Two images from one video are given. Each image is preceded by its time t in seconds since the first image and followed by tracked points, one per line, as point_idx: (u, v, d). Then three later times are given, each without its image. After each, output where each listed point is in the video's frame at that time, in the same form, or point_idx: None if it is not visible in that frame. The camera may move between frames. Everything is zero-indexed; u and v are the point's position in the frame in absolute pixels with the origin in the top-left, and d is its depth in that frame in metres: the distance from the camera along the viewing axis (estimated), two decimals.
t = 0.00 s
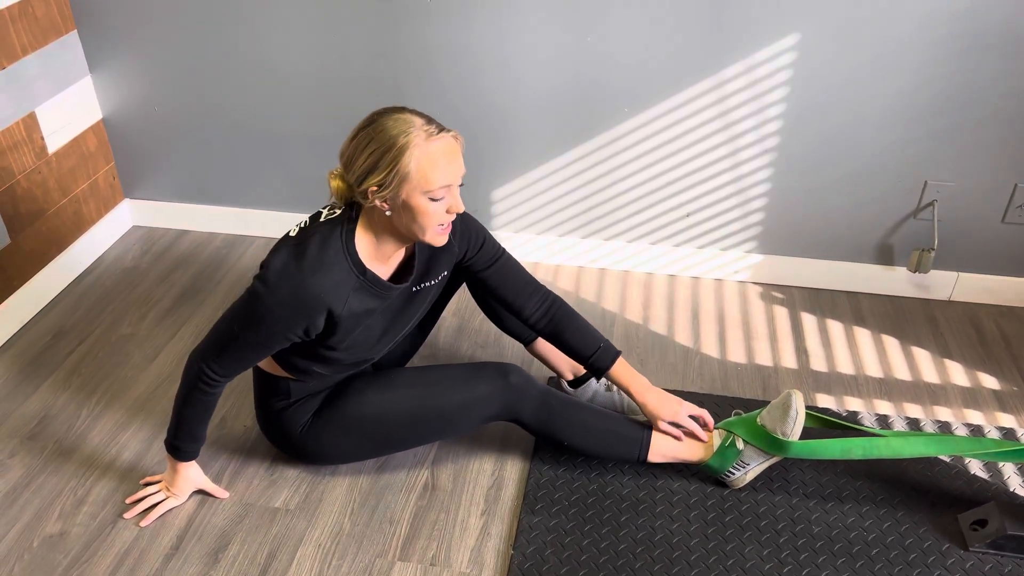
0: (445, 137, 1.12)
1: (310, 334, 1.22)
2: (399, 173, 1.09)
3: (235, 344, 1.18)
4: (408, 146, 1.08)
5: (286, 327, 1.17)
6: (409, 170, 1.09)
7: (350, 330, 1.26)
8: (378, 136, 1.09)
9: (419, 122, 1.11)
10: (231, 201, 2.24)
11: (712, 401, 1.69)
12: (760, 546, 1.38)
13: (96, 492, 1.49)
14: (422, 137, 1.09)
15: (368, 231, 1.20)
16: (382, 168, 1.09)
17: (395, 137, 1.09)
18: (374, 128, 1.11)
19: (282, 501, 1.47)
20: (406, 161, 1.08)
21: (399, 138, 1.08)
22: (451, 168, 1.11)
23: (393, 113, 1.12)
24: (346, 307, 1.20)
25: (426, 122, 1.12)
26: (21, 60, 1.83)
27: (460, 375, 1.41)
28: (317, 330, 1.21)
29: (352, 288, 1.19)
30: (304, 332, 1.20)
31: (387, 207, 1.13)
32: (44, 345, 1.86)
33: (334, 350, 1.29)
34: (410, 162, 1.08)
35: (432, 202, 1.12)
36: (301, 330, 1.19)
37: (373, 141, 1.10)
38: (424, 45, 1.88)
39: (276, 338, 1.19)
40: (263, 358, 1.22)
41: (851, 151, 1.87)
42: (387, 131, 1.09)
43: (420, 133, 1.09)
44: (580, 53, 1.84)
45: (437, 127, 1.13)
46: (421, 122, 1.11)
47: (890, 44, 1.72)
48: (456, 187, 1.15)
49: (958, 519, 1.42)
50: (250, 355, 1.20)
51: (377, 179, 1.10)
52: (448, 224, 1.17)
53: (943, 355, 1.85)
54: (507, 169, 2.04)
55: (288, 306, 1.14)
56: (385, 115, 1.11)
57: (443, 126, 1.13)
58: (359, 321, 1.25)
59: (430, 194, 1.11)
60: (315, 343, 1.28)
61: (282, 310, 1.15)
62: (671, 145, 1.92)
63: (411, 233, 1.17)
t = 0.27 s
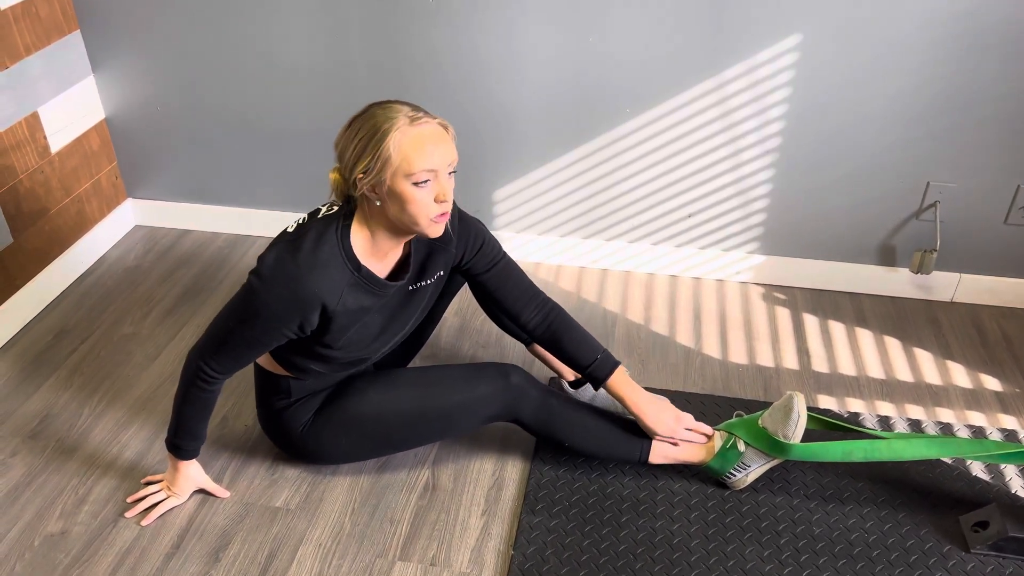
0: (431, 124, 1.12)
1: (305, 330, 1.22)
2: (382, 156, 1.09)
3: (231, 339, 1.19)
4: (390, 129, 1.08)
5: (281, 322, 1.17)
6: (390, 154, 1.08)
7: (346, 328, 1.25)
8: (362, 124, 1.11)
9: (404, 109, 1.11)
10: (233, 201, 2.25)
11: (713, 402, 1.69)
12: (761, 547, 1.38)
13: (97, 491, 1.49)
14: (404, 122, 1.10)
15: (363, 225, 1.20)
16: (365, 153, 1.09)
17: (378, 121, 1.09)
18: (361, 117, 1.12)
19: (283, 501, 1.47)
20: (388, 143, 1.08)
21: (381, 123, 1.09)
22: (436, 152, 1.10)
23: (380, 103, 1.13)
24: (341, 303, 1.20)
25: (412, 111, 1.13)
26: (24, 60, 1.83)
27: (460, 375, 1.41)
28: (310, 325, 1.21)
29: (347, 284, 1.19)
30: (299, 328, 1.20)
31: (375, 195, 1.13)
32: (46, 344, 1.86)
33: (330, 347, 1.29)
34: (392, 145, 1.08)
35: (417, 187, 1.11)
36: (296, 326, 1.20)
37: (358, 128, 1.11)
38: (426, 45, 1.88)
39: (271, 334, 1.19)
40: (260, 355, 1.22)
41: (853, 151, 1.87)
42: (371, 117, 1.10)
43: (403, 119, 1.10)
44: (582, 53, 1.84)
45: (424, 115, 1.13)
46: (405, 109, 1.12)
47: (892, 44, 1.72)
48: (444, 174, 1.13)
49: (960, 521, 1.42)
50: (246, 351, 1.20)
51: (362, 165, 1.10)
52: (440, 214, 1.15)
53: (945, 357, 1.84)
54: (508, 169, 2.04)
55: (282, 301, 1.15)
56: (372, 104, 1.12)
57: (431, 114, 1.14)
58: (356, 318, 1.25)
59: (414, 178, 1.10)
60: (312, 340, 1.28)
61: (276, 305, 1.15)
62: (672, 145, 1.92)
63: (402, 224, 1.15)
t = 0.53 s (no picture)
0: (425, 123, 1.11)
1: (302, 330, 1.22)
2: (367, 148, 1.09)
3: (228, 338, 1.19)
4: (379, 122, 1.09)
5: (277, 322, 1.17)
6: (373, 147, 1.08)
7: (344, 329, 1.25)
8: (360, 120, 1.12)
9: (401, 108, 1.12)
10: (235, 201, 2.25)
11: (715, 402, 1.69)
12: (763, 547, 1.38)
13: (100, 490, 1.50)
14: (394, 118, 1.10)
15: (359, 224, 1.19)
16: (355, 146, 1.11)
17: (371, 116, 1.11)
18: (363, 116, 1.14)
19: (285, 501, 1.47)
20: (373, 136, 1.08)
21: (374, 117, 1.10)
22: (419, 149, 1.08)
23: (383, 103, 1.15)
24: (338, 304, 1.20)
25: (411, 111, 1.13)
26: (27, 61, 1.83)
27: (460, 377, 1.41)
28: (308, 326, 1.21)
29: (344, 285, 1.19)
30: (295, 328, 1.20)
31: (366, 191, 1.13)
32: (48, 344, 1.86)
33: (328, 348, 1.29)
34: (377, 137, 1.08)
35: (399, 182, 1.09)
36: (292, 326, 1.20)
37: (356, 124, 1.13)
38: (428, 45, 1.88)
39: (268, 333, 1.19)
40: (258, 354, 1.22)
41: (856, 152, 1.87)
42: (368, 113, 1.12)
43: (394, 115, 1.10)
44: (583, 53, 1.84)
45: (422, 116, 1.13)
46: (402, 108, 1.12)
47: (895, 45, 1.72)
48: (432, 174, 1.10)
49: (962, 522, 1.42)
50: (243, 350, 1.20)
51: (352, 157, 1.11)
52: (423, 215, 1.11)
53: (948, 357, 1.84)
54: (510, 169, 2.04)
55: (278, 301, 1.15)
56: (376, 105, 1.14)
57: (429, 115, 1.13)
58: (353, 319, 1.25)
59: (396, 172, 1.08)
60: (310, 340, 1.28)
61: (273, 304, 1.15)
62: (674, 146, 1.92)
63: (388, 221, 1.13)
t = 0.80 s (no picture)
0: (434, 125, 1.12)
1: (308, 330, 1.22)
2: (372, 143, 1.10)
3: (232, 339, 1.19)
4: (388, 119, 1.10)
5: (282, 323, 1.18)
6: (377, 142, 1.09)
7: (348, 328, 1.26)
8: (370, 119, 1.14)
9: (412, 109, 1.13)
10: (237, 202, 2.25)
11: (717, 402, 1.69)
12: (765, 547, 1.38)
13: (103, 491, 1.50)
14: (402, 116, 1.11)
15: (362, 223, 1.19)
16: (362, 141, 1.12)
17: (382, 114, 1.12)
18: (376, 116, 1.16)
19: (288, 501, 1.47)
20: (379, 131, 1.09)
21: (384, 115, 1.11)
22: (422, 147, 1.08)
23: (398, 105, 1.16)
24: (343, 303, 1.20)
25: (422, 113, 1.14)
26: (29, 61, 1.84)
27: (464, 377, 1.41)
28: (315, 325, 1.22)
29: (347, 285, 1.19)
30: (301, 328, 1.21)
31: (369, 187, 1.13)
32: (51, 345, 1.86)
33: (331, 347, 1.29)
34: (383, 133, 1.09)
35: (399, 178, 1.09)
36: (298, 326, 1.20)
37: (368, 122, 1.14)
38: (429, 45, 1.88)
39: (273, 334, 1.19)
40: (262, 355, 1.22)
41: (857, 150, 1.87)
42: (380, 112, 1.13)
43: (404, 114, 1.11)
44: (585, 53, 1.84)
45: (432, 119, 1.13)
46: (411, 109, 1.13)
47: (896, 44, 1.71)
48: (433, 174, 1.10)
49: (965, 521, 1.42)
50: (248, 351, 1.20)
51: (358, 152, 1.12)
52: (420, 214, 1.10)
53: (950, 356, 1.84)
54: (512, 169, 2.04)
55: (283, 301, 1.15)
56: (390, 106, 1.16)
57: (439, 118, 1.13)
58: (357, 318, 1.25)
59: (397, 168, 1.08)
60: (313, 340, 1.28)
61: (278, 304, 1.15)
62: (676, 146, 1.92)
63: (387, 218, 1.13)
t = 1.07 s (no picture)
0: (444, 125, 1.12)
1: (316, 331, 1.22)
2: (383, 142, 1.09)
3: (239, 341, 1.19)
4: (399, 119, 1.10)
5: (290, 323, 1.17)
6: (390, 142, 1.09)
7: (354, 328, 1.25)
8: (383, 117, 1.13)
9: (422, 109, 1.12)
10: (237, 203, 2.25)
11: (719, 402, 1.69)
12: (768, 546, 1.38)
13: (104, 493, 1.50)
14: (415, 116, 1.10)
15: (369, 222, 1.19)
16: (373, 140, 1.11)
17: (393, 113, 1.12)
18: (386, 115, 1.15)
19: (289, 503, 1.47)
20: (391, 131, 1.09)
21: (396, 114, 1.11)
22: (434, 147, 1.08)
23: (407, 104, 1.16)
24: (350, 304, 1.20)
25: (432, 113, 1.13)
26: (29, 63, 1.84)
27: (467, 377, 1.41)
28: (324, 326, 1.22)
29: (354, 285, 1.19)
30: (308, 329, 1.20)
31: (378, 186, 1.13)
32: (51, 347, 1.86)
33: (336, 348, 1.28)
34: (394, 132, 1.09)
35: (410, 177, 1.09)
36: (306, 327, 1.19)
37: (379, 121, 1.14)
38: (429, 46, 1.88)
39: (280, 335, 1.19)
40: (268, 356, 1.22)
41: (857, 150, 1.87)
42: (391, 111, 1.13)
43: (415, 114, 1.11)
44: (585, 54, 1.84)
45: (443, 119, 1.13)
46: (424, 109, 1.13)
47: (897, 43, 1.72)
48: (443, 174, 1.10)
49: (967, 520, 1.42)
50: (254, 353, 1.20)
51: (368, 151, 1.12)
52: (429, 214, 1.11)
53: (951, 355, 1.84)
54: (513, 170, 2.04)
55: (292, 301, 1.15)
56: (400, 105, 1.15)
57: (449, 118, 1.13)
58: (363, 318, 1.25)
59: (408, 168, 1.08)
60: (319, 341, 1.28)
61: (286, 305, 1.15)
62: (676, 146, 1.92)
63: (395, 218, 1.13)
